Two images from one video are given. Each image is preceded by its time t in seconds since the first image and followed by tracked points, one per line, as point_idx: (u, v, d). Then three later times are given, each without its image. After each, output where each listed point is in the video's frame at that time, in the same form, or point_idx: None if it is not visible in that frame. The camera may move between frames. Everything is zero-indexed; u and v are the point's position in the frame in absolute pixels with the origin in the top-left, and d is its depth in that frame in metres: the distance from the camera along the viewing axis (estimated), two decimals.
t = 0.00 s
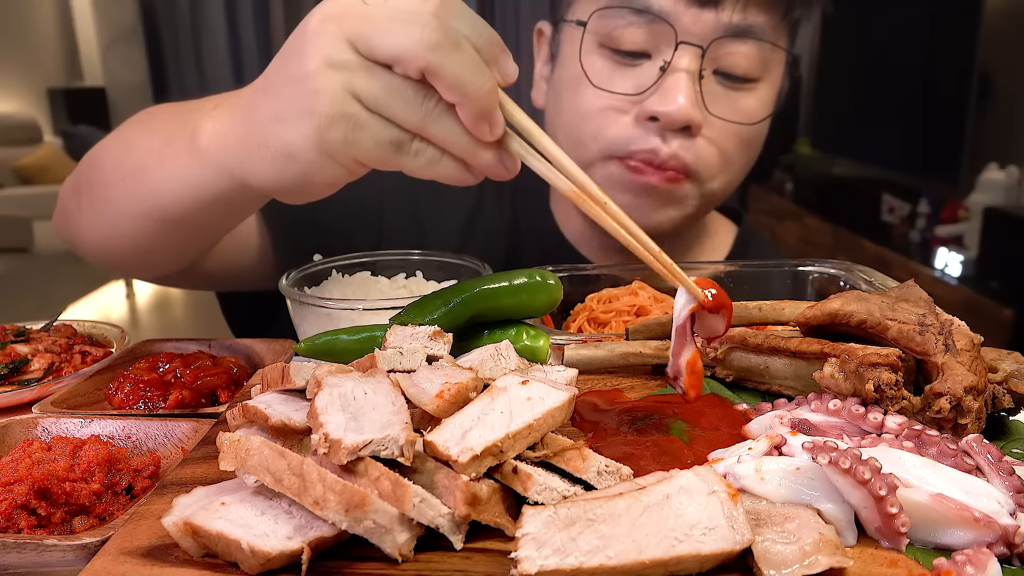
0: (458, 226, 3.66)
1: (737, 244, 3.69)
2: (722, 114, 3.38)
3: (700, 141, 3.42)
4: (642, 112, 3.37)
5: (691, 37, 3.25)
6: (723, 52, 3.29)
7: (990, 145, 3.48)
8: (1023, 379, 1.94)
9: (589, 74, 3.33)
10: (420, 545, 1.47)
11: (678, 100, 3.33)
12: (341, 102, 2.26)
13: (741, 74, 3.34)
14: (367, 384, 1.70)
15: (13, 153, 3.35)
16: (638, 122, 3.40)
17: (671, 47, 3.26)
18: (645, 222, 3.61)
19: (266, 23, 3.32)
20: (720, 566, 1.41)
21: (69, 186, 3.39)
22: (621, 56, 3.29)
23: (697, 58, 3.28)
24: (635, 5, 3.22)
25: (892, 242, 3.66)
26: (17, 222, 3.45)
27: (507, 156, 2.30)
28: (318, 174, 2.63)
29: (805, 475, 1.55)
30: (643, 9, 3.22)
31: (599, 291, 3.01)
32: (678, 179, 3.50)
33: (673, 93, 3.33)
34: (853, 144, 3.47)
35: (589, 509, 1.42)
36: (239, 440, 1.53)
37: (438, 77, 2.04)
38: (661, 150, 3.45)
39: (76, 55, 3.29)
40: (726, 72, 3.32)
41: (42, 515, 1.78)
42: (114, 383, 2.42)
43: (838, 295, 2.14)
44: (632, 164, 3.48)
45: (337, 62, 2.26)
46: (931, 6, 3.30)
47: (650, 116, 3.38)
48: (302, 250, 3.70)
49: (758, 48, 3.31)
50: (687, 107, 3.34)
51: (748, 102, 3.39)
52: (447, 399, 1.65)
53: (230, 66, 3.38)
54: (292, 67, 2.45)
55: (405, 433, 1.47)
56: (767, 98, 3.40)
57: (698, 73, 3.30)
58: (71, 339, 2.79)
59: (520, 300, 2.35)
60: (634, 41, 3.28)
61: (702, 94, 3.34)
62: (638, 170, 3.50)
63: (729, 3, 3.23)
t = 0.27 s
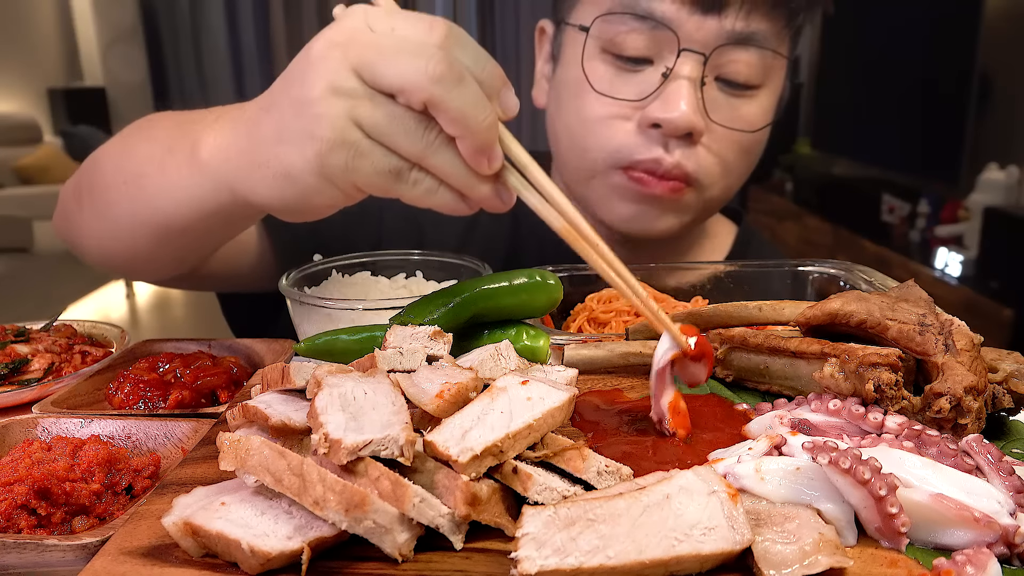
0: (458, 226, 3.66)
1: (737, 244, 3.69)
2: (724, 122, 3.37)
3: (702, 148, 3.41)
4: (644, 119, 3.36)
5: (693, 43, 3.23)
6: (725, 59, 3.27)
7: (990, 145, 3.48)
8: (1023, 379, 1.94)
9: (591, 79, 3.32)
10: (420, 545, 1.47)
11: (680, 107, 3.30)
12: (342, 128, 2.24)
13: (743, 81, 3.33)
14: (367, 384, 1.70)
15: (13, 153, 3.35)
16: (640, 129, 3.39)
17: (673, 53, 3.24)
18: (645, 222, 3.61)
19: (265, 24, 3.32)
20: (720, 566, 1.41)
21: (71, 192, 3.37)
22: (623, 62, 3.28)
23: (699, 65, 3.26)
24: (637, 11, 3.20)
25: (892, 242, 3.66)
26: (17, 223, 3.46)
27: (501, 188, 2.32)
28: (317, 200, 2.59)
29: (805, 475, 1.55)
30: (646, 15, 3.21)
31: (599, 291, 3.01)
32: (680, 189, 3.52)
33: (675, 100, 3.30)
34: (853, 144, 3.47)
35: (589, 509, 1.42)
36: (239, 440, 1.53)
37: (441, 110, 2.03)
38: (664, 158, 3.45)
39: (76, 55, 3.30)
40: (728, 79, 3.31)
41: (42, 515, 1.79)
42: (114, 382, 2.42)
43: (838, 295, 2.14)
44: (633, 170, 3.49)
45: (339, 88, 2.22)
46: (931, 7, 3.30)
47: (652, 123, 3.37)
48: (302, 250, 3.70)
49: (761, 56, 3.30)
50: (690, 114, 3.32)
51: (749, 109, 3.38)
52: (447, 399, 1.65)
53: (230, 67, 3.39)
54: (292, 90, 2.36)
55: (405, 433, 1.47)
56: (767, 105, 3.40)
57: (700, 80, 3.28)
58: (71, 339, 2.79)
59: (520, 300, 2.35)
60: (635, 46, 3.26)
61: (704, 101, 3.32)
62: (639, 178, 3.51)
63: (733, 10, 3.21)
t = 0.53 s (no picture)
0: (458, 226, 3.67)
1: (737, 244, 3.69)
2: (732, 126, 3.37)
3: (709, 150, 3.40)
4: (653, 120, 3.36)
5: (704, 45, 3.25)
6: (735, 64, 3.29)
7: (990, 145, 3.48)
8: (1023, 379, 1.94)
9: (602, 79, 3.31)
10: (420, 545, 1.47)
11: (688, 110, 3.32)
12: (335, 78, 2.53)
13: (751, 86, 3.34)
14: (367, 384, 1.70)
15: (13, 153, 3.36)
16: (648, 130, 3.38)
17: (684, 55, 3.25)
18: (646, 222, 3.61)
19: (265, 25, 3.33)
20: (720, 565, 1.41)
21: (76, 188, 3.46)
22: (634, 62, 3.28)
23: (709, 69, 3.27)
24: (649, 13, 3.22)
25: (892, 242, 3.66)
26: (18, 223, 3.46)
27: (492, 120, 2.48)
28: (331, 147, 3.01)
29: (805, 475, 1.54)
30: (658, 16, 3.22)
31: (599, 291, 3.02)
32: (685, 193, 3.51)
33: (684, 102, 3.31)
34: (853, 144, 3.48)
35: (589, 509, 1.42)
36: (239, 440, 1.53)
37: (422, 48, 2.21)
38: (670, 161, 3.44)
39: (77, 55, 3.30)
40: (738, 82, 3.32)
41: (42, 515, 1.79)
42: (114, 383, 2.41)
43: (838, 295, 2.14)
44: (638, 172, 3.47)
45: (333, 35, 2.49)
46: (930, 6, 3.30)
47: (660, 124, 3.37)
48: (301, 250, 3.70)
49: (770, 61, 3.31)
50: (697, 116, 3.33)
51: (757, 114, 3.40)
52: (447, 399, 1.65)
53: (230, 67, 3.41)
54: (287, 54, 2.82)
55: (405, 433, 1.47)
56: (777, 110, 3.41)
57: (709, 83, 3.29)
58: (71, 339, 2.78)
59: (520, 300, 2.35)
60: (646, 47, 3.27)
61: (713, 104, 3.33)
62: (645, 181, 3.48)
63: (745, 14, 3.23)
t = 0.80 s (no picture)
0: (458, 226, 3.67)
1: (737, 245, 3.69)
2: (742, 128, 3.42)
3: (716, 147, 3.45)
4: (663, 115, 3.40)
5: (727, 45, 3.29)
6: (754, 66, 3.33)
7: (990, 144, 3.48)
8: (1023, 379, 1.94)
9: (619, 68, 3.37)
10: (420, 545, 1.47)
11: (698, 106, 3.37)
12: (349, 46, 2.75)
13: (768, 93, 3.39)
14: (367, 384, 1.70)
15: (13, 152, 3.37)
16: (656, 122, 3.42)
17: (701, 51, 3.30)
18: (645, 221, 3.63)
19: (265, 25, 3.34)
20: (720, 566, 1.41)
21: (99, 205, 3.46)
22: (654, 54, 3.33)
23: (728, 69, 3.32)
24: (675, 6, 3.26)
25: (892, 242, 3.66)
26: (18, 222, 3.46)
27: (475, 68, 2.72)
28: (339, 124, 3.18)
29: (805, 475, 1.54)
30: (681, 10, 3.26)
31: (599, 291, 3.02)
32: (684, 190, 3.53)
33: (693, 98, 3.36)
34: (853, 144, 3.48)
35: (589, 509, 1.42)
36: (239, 440, 1.53)
37: (419, 11, 2.42)
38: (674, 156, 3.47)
39: (77, 55, 3.31)
40: (753, 84, 3.36)
41: (42, 515, 1.79)
42: (114, 383, 2.41)
43: (838, 295, 2.14)
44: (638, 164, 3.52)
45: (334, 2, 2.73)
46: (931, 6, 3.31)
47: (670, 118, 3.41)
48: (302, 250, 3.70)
49: (789, 66, 3.35)
50: (706, 112, 3.37)
51: (771, 119, 3.43)
52: (447, 399, 1.65)
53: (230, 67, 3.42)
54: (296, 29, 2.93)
55: (405, 433, 1.47)
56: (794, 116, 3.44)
57: (723, 82, 3.33)
58: (72, 339, 2.78)
59: (520, 300, 2.35)
60: (666, 40, 3.31)
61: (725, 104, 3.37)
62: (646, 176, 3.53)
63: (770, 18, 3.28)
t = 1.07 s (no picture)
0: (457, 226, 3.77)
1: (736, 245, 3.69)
2: (753, 113, 3.38)
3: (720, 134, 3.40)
4: (673, 92, 3.39)
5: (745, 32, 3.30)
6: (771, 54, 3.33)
7: (990, 144, 3.47)
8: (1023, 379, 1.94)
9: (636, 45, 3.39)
10: (420, 545, 1.47)
11: (708, 83, 3.34)
12: (382, 73, 2.90)
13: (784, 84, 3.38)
14: (367, 384, 1.70)
15: (13, 153, 3.38)
16: (665, 96, 3.40)
17: (717, 31, 3.30)
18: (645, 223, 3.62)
19: (265, 25, 3.35)
20: (720, 566, 1.41)
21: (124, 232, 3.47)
22: (671, 34, 3.36)
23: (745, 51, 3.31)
24: None
25: (892, 242, 3.66)
26: (18, 222, 3.47)
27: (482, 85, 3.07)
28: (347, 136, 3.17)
29: (805, 475, 1.54)
30: None
31: (598, 291, 3.02)
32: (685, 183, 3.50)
33: (705, 75, 3.34)
34: (853, 143, 3.48)
35: (589, 509, 1.42)
36: (239, 439, 1.53)
37: (443, 39, 2.72)
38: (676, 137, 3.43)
39: (77, 55, 3.32)
40: (768, 74, 3.36)
41: (42, 515, 1.79)
42: (114, 383, 2.41)
43: (838, 295, 2.14)
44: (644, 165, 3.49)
45: None
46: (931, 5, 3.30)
47: (679, 96, 3.39)
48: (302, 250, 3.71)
49: (807, 57, 3.34)
50: (716, 91, 3.34)
51: (782, 110, 3.41)
52: (447, 399, 1.65)
53: (230, 67, 3.43)
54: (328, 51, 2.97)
55: (405, 433, 1.47)
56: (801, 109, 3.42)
57: (738, 64, 3.32)
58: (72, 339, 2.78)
59: (520, 300, 2.35)
60: (683, 19, 3.35)
61: (737, 88, 3.36)
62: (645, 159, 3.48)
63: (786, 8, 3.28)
